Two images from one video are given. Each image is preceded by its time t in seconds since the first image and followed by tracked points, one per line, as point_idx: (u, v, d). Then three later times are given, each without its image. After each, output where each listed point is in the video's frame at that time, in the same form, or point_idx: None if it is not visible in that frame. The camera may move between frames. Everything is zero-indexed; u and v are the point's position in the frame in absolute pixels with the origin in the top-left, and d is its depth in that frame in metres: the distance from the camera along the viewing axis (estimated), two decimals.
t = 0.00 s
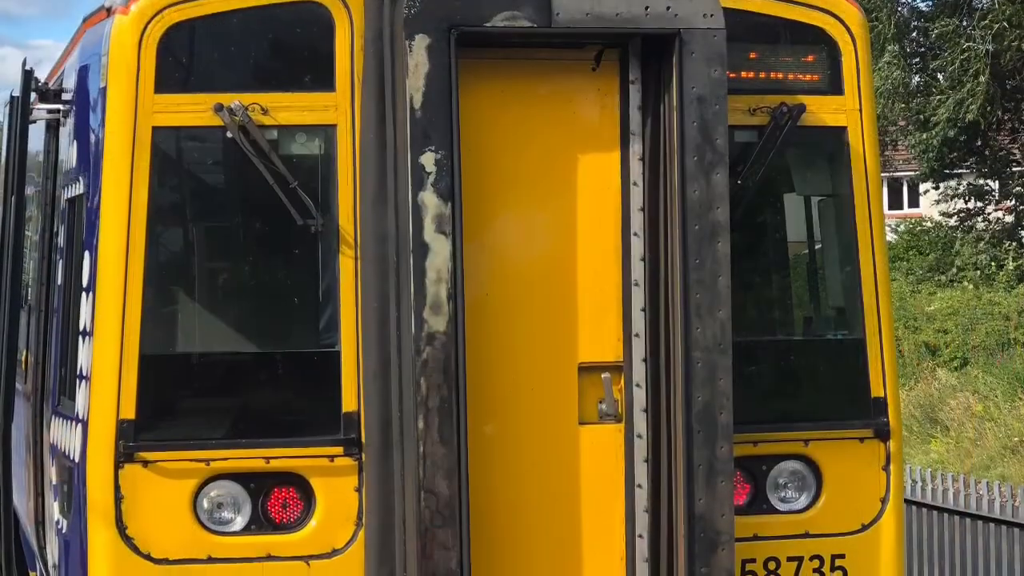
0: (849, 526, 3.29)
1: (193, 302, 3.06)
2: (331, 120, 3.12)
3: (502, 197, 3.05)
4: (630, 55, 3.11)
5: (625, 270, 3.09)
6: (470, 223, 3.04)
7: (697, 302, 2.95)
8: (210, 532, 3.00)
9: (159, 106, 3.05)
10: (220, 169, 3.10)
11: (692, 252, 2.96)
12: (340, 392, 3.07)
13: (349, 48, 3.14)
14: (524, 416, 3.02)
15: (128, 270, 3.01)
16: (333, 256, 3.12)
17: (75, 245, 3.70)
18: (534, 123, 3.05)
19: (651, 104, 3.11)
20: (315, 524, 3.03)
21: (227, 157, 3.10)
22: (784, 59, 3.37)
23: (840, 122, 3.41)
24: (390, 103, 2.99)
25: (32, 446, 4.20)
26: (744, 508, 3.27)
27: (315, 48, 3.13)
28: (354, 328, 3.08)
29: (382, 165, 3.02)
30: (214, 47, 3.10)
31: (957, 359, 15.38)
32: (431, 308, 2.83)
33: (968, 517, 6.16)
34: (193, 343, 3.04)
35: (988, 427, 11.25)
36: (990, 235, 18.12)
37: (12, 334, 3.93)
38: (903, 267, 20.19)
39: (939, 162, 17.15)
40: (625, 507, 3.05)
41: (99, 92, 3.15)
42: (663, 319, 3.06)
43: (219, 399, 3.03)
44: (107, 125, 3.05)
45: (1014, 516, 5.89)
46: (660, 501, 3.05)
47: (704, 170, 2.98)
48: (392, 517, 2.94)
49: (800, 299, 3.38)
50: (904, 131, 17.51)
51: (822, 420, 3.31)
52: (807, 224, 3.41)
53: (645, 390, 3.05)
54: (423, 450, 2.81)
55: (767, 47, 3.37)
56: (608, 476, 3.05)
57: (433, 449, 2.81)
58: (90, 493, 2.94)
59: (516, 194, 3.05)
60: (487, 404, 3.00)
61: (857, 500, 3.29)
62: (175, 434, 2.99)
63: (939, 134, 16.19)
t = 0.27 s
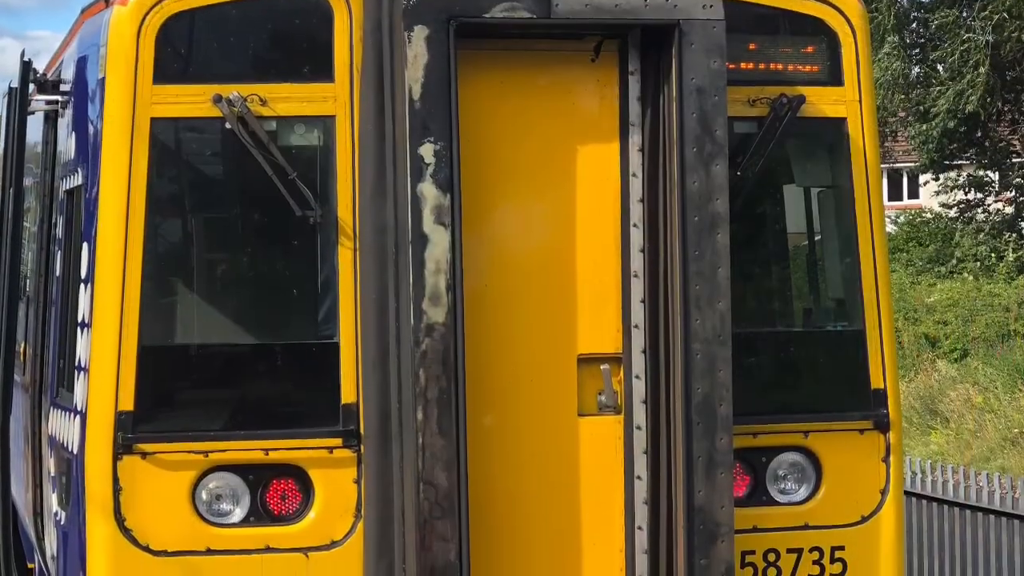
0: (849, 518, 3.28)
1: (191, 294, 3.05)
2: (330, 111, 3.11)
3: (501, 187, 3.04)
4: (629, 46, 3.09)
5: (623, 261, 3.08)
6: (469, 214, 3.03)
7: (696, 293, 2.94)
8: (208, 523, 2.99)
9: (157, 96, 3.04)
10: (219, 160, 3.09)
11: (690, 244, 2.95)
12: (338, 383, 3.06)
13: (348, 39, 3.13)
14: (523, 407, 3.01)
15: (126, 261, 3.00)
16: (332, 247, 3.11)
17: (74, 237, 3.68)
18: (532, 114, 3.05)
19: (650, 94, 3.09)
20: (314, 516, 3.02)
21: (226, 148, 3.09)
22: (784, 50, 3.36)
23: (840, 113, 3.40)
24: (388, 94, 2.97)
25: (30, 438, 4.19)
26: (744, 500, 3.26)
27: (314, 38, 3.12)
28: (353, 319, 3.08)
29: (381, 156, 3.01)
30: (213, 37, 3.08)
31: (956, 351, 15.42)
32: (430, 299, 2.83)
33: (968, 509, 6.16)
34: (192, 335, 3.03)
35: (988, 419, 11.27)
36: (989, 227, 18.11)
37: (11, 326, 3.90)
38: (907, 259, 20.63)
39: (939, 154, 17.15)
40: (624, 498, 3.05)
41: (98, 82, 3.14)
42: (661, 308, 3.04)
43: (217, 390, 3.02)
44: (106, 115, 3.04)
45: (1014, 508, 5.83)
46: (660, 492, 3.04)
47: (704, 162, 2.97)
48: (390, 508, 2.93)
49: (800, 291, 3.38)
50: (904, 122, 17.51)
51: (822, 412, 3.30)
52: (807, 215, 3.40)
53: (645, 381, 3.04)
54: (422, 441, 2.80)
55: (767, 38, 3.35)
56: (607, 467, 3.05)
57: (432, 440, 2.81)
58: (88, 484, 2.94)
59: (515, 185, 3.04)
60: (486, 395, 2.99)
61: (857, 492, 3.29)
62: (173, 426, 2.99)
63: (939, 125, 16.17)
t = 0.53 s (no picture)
0: (849, 510, 3.28)
1: (190, 285, 3.04)
2: (328, 102, 3.09)
3: (501, 178, 3.03)
4: (628, 37, 3.08)
5: (622, 253, 3.07)
6: (468, 204, 3.02)
7: (695, 284, 2.93)
8: (207, 515, 2.99)
9: (155, 87, 3.03)
10: (217, 151, 3.07)
11: (689, 235, 2.94)
12: (337, 375, 3.06)
13: (346, 30, 3.11)
14: (522, 398, 3.00)
15: (124, 252, 2.99)
16: (331, 238, 3.10)
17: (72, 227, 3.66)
18: (531, 106, 3.03)
19: (649, 85, 3.08)
20: (313, 508, 3.02)
21: (224, 140, 3.07)
22: (784, 41, 3.35)
23: (839, 104, 3.39)
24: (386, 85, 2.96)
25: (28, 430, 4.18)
26: (743, 491, 3.26)
27: (312, 29, 3.11)
28: (351, 311, 3.07)
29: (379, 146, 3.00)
30: (211, 28, 3.08)
31: (956, 341, 15.47)
32: (429, 291, 2.82)
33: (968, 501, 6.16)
34: (190, 327, 3.02)
35: (988, 410, 11.28)
36: (989, 218, 18.09)
37: (10, 316, 3.85)
38: (907, 250, 20.64)
39: (939, 144, 17.14)
40: (623, 490, 3.04)
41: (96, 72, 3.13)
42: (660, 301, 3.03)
43: (216, 382, 3.01)
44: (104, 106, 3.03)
45: (1014, 499, 5.86)
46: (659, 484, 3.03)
47: (703, 153, 2.96)
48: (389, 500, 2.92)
49: (800, 282, 3.37)
50: (905, 112, 17.45)
51: (822, 403, 3.30)
52: (807, 206, 3.39)
53: (643, 373, 3.03)
54: (421, 433, 2.80)
55: (767, 29, 3.34)
56: (607, 459, 3.04)
57: (431, 432, 2.80)
58: (87, 475, 2.93)
59: (514, 176, 3.03)
60: (485, 387, 2.99)
61: (857, 484, 3.29)
62: (171, 417, 2.98)
63: (939, 114, 16.18)
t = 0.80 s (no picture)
0: (849, 502, 3.28)
1: (188, 277, 3.03)
2: (327, 93, 3.08)
3: (500, 169, 3.02)
4: (627, 27, 3.07)
5: (621, 244, 3.06)
6: (467, 196, 3.01)
7: (695, 276, 2.93)
8: (206, 507, 2.98)
9: (153, 78, 3.02)
10: (216, 142, 3.06)
11: (689, 226, 2.93)
12: (336, 366, 3.05)
13: (345, 21, 3.10)
14: (521, 390, 2.99)
15: (122, 244, 2.99)
16: (330, 230, 3.09)
17: (72, 217, 3.65)
18: (531, 97, 3.02)
19: (649, 77, 3.07)
20: (311, 500, 3.01)
21: (223, 131, 3.06)
22: (784, 32, 3.33)
23: (839, 95, 3.38)
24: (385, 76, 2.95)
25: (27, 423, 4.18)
26: (743, 483, 3.25)
27: (311, 19, 3.10)
28: (350, 302, 3.06)
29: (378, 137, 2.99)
30: (210, 19, 3.07)
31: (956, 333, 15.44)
32: (428, 282, 2.81)
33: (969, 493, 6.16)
34: (189, 318, 3.01)
35: (988, 402, 11.28)
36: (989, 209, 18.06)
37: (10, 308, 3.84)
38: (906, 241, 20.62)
39: (939, 136, 17.13)
40: (623, 481, 3.04)
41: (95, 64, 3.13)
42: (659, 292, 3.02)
43: (215, 373, 3.01)
44: (102, 97, 3.02)
45: (1014, 491, 5.86)
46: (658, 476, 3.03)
47: (703, 144, 2.95)
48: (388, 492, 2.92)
49: (800, 274, 3.36)
50: (907, 102, 17.47)
51: (821, 394, 3.29)
52: (807, 197, 3.38)
53: (643, 364, 3.03)
54: (420, 424, 2.79)
55: (766, 20, 3.33)
56: (606, 450, 3.04)
57: (430, 423, 2.79)
58: (86, 467, 2.92)
59: (513, 167, 3.01)
60: (484, 378, 2.98)
61: (857, 476, 3.28)
62: (170, 409, 2.97)
63: (939, 105, 16.22)
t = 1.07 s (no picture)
0: (848, 493, 3.27)
1: (187, 269, 3.02)
2: (326, 85, 3.07)
3: (498, 161, 3.01)
4: (627, 19, 3.05)
5: (621, 235, 3.05)
6: (467, 187, 3.00)
7: (695, 267, 2.92)
8: (204, 499, 2.97)
9: (152, 70, 3.01)
10: (215, 133, 3.06)
11: (689, 218, 2.92)
12: (334, 358, 3.04)
13: (343, 12, 3.09)
14: (520, 382, 2.99)
15: (121, 235, 2.98)
16: (328, 221, 3.08)
17: (70, 208, 3.65)
18: (530, 88, 3.01)
19: (648, 68, 3.05)
20: (310, 492, 3.01)
21: (222, 122, 3.05)
22: (783, 23, 3.32)
23: (839, 86, 3.37)
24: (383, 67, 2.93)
25: (25, 414, 4.18)
26: (743, 475, 3.25)
27: (309, 11, 3.09)
28: (349, 295, 3.05)
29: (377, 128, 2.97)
30: (208, 10, 3.06)
31: (955, 325, 15.48)
32: (427, 274, 2.80)
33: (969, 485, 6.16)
34: (187, 310, 3.00)
35: (988, 394, 11.28)
36: (989, 201, 18.04)
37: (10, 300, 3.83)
38: (907, 232, 20.59)
39: (939, 127, 17.11)
40: (622, 473, 3.03)
41: (94, 55, 3.12)
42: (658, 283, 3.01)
43: (214, 364, 3.00)
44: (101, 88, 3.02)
45: (1014, 483, 5.86)
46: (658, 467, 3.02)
47: (702, 135, 2.94)
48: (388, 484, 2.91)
49: (800, 265, 3.35)
50: (907, 94, 17.44)
51: (821, 386, 3.29)
52: (807, 189, 3.37)
53: (642, 356, 3.02)
54: (419, 417, 2.78)
55: (766, 11, 3.31)
56: (606, 442, 3.03)
57: (429, 415, 2.78)
58: (84, 458, 2.92)
59: (513, 158, 3.00)
60: (483, 370, 2.97)
61: (857, 467, 3.28)
62: (169, 401, 2.97)
63: (939, 96, 16.11)
